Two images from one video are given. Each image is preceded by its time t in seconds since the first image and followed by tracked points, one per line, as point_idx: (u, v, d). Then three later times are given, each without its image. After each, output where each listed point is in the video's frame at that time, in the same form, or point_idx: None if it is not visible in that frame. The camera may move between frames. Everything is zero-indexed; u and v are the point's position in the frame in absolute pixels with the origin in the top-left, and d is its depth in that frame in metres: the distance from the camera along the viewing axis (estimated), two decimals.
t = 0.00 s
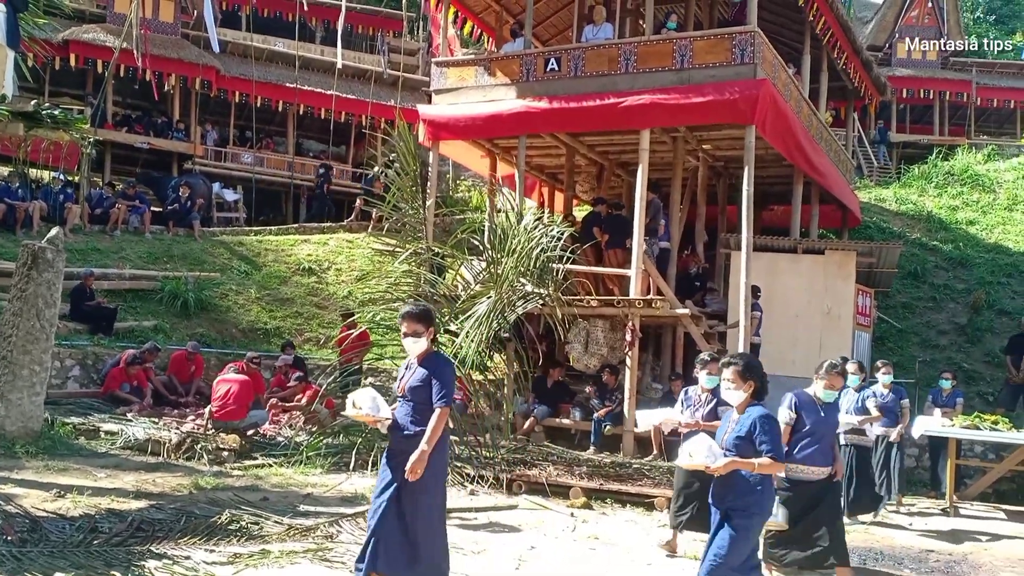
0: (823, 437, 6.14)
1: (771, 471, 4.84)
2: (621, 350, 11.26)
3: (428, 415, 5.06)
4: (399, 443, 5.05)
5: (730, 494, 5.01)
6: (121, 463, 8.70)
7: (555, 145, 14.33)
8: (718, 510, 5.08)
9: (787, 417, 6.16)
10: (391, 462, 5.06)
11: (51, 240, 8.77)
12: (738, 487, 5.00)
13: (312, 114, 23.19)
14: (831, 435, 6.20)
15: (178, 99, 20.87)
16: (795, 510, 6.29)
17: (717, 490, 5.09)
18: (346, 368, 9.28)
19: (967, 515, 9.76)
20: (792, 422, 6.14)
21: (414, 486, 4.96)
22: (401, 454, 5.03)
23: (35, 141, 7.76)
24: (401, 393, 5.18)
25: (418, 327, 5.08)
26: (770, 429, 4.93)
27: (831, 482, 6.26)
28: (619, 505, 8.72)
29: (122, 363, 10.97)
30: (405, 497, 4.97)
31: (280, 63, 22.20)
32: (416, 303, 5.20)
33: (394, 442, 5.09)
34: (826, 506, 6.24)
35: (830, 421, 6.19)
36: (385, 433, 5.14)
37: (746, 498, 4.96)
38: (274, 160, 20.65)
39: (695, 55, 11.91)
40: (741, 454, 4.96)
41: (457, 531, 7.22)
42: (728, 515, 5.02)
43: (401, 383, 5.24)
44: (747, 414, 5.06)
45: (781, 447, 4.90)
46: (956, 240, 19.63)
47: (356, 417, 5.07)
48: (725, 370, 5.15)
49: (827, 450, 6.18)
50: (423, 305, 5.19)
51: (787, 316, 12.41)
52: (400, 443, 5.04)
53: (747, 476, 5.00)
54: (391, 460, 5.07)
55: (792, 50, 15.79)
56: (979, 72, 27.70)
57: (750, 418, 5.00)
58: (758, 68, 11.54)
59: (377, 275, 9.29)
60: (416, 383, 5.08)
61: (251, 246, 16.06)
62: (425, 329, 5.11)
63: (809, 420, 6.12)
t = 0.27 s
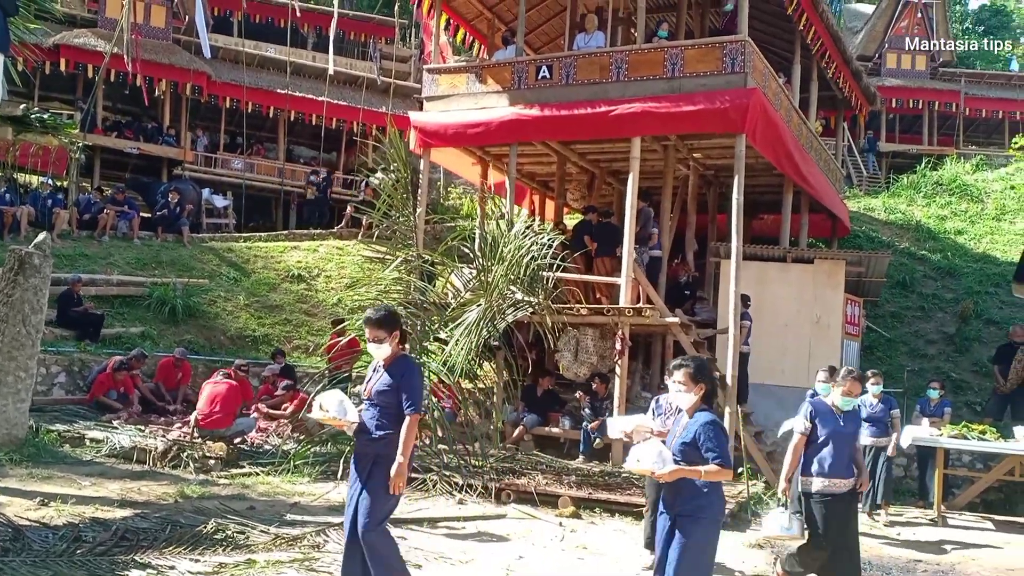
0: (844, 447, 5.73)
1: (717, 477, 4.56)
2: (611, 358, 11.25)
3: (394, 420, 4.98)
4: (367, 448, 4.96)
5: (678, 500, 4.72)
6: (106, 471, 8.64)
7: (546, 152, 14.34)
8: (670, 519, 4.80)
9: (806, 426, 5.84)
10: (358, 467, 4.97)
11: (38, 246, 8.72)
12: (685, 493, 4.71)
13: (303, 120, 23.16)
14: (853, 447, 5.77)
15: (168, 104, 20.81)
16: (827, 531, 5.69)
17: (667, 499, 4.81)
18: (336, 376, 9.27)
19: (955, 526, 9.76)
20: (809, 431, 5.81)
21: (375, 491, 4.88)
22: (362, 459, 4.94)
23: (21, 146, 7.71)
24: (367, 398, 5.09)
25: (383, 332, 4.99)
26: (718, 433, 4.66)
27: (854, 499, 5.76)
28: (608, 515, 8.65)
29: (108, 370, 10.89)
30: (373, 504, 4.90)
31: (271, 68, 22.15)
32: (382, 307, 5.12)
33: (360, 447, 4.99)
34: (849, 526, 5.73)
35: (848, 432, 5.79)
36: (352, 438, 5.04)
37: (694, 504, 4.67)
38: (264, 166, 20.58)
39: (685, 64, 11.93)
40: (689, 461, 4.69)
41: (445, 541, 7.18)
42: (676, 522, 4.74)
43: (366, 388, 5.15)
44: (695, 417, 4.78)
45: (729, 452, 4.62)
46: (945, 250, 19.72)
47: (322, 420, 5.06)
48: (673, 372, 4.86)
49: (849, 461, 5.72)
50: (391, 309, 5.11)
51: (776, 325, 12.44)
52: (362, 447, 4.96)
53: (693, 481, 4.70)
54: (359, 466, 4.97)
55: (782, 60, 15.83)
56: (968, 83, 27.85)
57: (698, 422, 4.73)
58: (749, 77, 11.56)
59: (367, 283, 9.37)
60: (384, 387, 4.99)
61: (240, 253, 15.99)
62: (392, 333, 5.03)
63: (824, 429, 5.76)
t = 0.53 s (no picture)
0: (843, 477, 5.49)
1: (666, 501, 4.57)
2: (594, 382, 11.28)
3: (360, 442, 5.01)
4: (332, 471, 5.00)
5: (628, 527, 4.68)
6: (83, 496, 8.54)
7: (530, 177, 14.40)
8: (617, 544, 4.73)
9: (806, 458, 5.64)
10: (325, 491, 5.02)
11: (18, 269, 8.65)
12: (634, 518, 4.67)
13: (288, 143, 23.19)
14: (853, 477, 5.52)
15: (153, 126, 20.79)
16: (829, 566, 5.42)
17: (613, 524, 4.76)
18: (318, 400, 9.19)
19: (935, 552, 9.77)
20: (810, 462, 5.61)
21: (343, 514, 4.94)
22: (328, 482, 5.00)
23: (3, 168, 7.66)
24: (331, 420, 5.11)
25: (345, 357, 4.99)
26: (666, 456, 4.65)
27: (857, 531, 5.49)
28: (590, 540, 8.53)
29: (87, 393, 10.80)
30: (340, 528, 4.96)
31: (257, 91, 22.20)
32: (343, 328, 5.12)
33: (326, 471, 5.03)
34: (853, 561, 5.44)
35: (849, 462, 5.55)
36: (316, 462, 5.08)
37: (645, 530, 4.64)
38: (248, 188, 20.54)
39: (668, 91, 12.04)
40: (637, 484, 4.66)
41: (424, 568, 7.12)
42: (626, 547, 4.69)
43: (330, 409, 5.16)
44: (644, 440, 4.75)
45: (673, 475, 4.62)
46: (924, 276, 19.90)
47: (283, 445, 5.12)
48: (617, 393, 4.80)
49: (849, 491, 5.47)
50: (352, 330, 5.11)
51: (758, 350, 12.48)
52: (328, 471, 5.01)
53: (642, 506, 4.68)
54: (325, 490, 5.02)
55: (763, 87, 16.02)
56: (947, 111, 28.24)
57: (647, 445, 4.70)
58: (730, 105, 11.69)
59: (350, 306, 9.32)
60: (347, 411, 5.00)
61: (223, 275, 15.93)
62: (353, 356, 5.04)
63: (823, 460, 5.55)
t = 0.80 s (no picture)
0: (841, 528, 5.39)
1: (607, 542, 4.55)
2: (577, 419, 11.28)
3: (319, 482, 4.77)
4: (290, 514, 4.76)
5: (567, 570, 4.63)
6: (60, 533, 8.42)
7: (515, 212, 14.48)
8: None
9: (805, 506, 5.56)
10: (282, 535, 4.78)
11: None
12: (573, 561, 4.63)
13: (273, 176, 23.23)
14: (852, 526, 5.41)
15: (137, 159, 20.78)
16: None
17: (552, 567, 4.71)
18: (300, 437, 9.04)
19: None
20: (808, 511, 5.53)
21: (300, 560, 4.71)
22: (284, 525, 4.78)
23: None
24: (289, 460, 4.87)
25: (304, 394, 4.75)
26: (607, 496, 4.63)
27: None
28: None
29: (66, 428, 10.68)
30: None
31: (242, 125, 22.26)
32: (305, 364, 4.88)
33: (284, 513, 4.79)
34: None
35: (849, 509, 5.42)
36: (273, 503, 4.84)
37: None
38: (233, 221, 20.49)
39: (650, 129, 12.17)
40: (577, 525, 4.63)
41: None
42: None
43: (288, 447, 4.92)
44: (584, 480, 4.72)
45: (615, 515, 4.61)
46: (904, 314, 20.06)
47: (242, 485, 5.08)
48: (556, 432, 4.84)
49: (849, 540, 5.38)
50: (314, 366, 4.87)
51: (740, 388, 12.51)
52: (284, 513, 4.78)
53: (581, 549, 4.64)
54: (282, 535, 4.78)
55: (744, 126, 16.23)
56: (925, 150, 28.64)
57: (588, 485, 4.67)
58: (711, 143, 11.84)
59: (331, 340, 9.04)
60: (304, 451, 4.75)
61: (205, 308, 15.86)
62: (315, 393, 4.78)
63: (821, 509, 5.46)
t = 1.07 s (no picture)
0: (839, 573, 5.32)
1: None
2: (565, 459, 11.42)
3: (281, 521, 4.85)
4: (252, 554, 4.84)
5: None
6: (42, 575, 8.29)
7: (503, 251, 14.56)
8: None
9: (805, 550, 5.55)
10: None
11: None
12: None
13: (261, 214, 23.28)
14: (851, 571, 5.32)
15: (124, 197, 20.79)
16: None
17: None
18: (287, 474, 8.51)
19: None
20: (808, 556, 5.53)
21: None
22: (248, 565, 4.86)
23: None
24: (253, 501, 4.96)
25: (265, 434, 4.88)
26: (557, 532, 5.10)
27: None
28: None
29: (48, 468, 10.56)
30: None
31: (230, 163, 22.33)
32: (271, 403, 5.01)
33: (247, 554, 4.87)
34: None
35: (845, 555, 5.35)
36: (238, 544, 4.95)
37: None
38: (220, 258, 20.48)
39: (636, 169, 12.31)
40: (530, 560, 5.09)
41: None
42: None
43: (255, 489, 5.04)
44: (536, 518, 5.19)
45: (566, 550, 5.06)
46: (889, 355, 20.16)
47: (204, 523, 5.78)
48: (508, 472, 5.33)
49: None
50: (279, 405, 4.98)
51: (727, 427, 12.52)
52: (246, 553, 4.86)
53: None
54: None
55: (729, 167, 16.43)
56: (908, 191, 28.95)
57: (539, 523, 5.14)
58: (696, 184, 11.99)
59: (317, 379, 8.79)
60: (265, 491, 4.83)
61: (191, 346, 15.77)
62: (278, 433, 4.90)
63: (817, 554, 5.42)
